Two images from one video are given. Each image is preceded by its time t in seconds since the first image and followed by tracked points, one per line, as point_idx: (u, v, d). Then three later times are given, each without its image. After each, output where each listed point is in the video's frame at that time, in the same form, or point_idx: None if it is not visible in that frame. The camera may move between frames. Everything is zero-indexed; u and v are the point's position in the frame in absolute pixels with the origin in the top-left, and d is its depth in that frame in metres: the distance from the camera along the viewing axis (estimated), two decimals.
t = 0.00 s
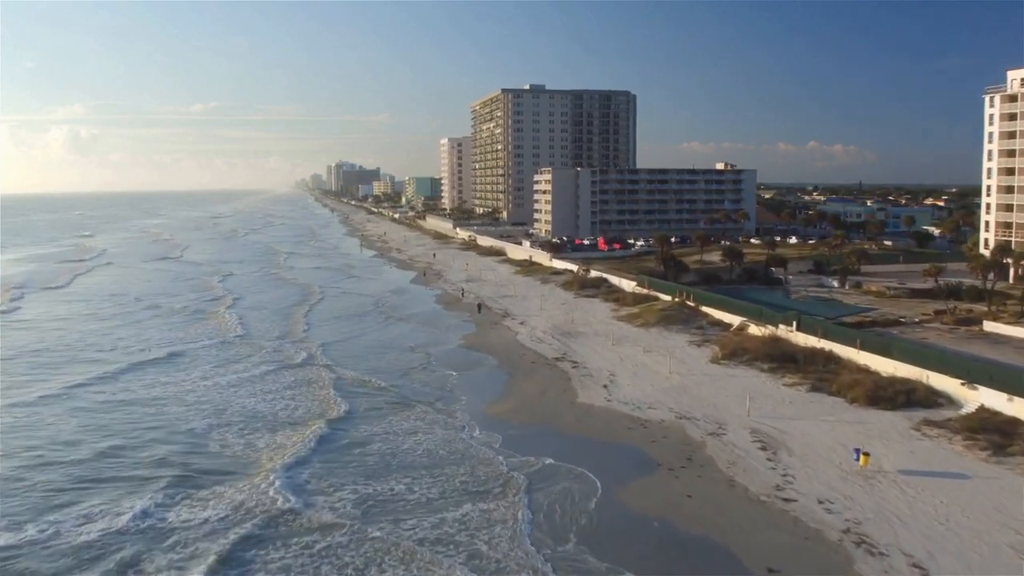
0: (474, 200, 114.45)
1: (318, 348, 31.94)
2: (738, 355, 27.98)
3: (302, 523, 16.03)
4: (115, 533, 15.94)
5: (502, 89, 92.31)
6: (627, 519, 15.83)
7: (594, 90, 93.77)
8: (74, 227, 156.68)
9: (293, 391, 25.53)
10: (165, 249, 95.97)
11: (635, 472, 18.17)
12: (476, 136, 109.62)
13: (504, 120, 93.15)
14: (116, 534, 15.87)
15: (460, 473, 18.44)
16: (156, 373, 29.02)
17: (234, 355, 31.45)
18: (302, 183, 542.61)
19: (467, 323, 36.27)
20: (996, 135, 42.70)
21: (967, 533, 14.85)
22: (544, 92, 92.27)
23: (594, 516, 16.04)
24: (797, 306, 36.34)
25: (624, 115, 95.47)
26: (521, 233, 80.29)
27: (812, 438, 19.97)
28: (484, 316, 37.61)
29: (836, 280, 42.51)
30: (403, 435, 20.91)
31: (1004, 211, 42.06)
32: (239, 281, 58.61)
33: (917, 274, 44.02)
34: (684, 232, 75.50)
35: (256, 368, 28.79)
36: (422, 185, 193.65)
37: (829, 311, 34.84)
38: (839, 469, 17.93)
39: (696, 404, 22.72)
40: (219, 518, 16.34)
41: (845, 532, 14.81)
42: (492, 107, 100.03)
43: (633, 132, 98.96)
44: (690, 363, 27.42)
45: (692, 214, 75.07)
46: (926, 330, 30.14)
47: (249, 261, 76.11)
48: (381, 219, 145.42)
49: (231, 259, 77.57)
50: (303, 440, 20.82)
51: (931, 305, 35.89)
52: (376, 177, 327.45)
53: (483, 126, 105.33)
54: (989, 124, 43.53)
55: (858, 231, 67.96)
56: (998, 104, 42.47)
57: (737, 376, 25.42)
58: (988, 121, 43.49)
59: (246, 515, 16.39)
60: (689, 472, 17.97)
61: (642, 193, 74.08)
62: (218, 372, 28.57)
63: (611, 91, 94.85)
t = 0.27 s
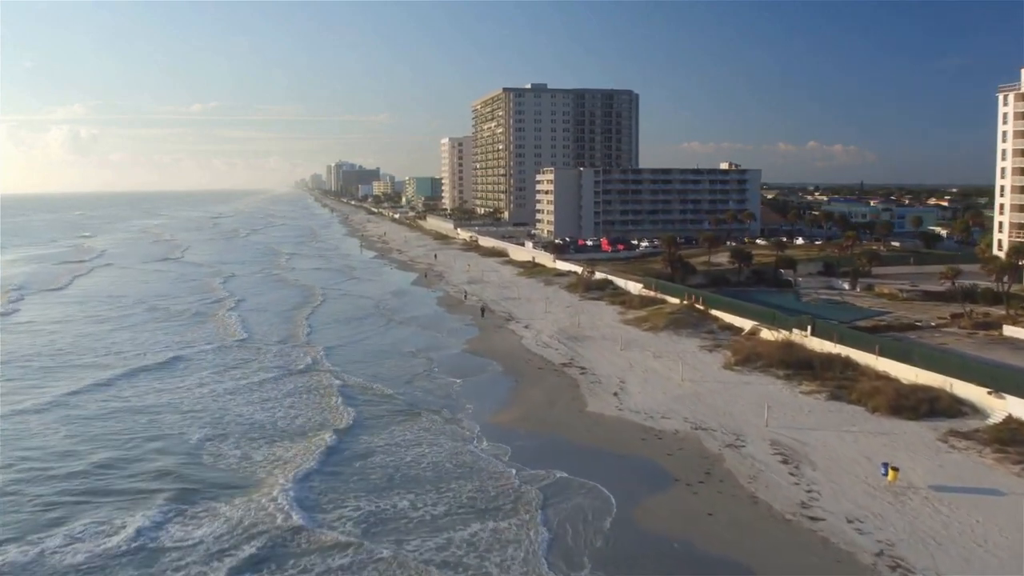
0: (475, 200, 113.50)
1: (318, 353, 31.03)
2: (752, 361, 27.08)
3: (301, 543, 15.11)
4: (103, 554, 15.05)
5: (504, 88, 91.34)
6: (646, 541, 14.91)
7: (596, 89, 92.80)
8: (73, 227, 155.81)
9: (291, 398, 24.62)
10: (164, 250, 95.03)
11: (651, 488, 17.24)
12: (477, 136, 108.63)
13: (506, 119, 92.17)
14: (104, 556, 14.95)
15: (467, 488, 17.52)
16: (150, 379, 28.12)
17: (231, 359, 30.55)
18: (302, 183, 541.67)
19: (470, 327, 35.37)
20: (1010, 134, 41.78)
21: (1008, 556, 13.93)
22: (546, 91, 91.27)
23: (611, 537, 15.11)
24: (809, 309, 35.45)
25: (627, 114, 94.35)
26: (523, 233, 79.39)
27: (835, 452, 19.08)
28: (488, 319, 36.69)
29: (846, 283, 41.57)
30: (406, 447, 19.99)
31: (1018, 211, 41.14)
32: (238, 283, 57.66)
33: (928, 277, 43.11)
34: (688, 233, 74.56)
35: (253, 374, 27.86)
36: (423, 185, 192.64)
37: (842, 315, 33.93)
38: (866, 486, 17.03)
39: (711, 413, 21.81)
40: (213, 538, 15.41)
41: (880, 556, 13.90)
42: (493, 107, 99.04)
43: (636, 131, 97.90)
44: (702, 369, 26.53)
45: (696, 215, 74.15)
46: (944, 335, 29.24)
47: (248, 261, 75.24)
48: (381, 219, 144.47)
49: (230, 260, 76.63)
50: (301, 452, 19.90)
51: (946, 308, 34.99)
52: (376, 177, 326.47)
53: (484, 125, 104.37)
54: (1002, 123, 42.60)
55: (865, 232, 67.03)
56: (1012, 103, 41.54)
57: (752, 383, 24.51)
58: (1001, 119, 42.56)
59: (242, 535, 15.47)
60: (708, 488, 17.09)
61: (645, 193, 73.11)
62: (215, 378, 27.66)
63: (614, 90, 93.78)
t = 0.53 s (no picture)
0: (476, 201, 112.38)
1: (318, 358, 29.96)
2: (769, 369, 25.98)
3: (302, 570, 14.04)
4: None
5: (506, 87, 90.28)
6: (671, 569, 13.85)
7: (599, 88, 91.69)
8: (72, 228, 153.83)
9: (290, 407, 23.55)
10: (164, 250, 93.90)
11: (673, 508, 16.15)
12: (478, 135, 107.57)
13: (508, 118, 91.05)
14: None
15: (478, 507, 16.46)
16: (144, 386, 27.06)
17: (228, 365, 29.48)
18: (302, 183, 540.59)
19: (474, 331, 34.30)
20: None
21: None
22: (548, 90, 90.17)
23: (633, 565, 14.03)
24: (823, 313, 34.37)
25: (630, 114, 93.44)
26: (525, 234, 78.31)
27: (865, 470, 18.01)
28: (493, 323, 35.59)
29: (860, 286, 40.45)
30: (411, 462, 18.91)
31: None
32: (237, 285, 56.58)
33: (943, 279, 42.01)
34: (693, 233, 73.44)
35: (251, 381, 26.79)
36: (425, 185, 191.25)
37: (859, 319, 32.82)
38: (902, 509, 15.97)
39: (731, 426, 20.72)
40: (209, 565, 14.34)
41: None
42: (495, 106, 97.92)
43: (639, 130, 96.85)
44: (718, 377, 25.45)
45: (701, 216, 73.04)
46: (967, 341, 28.16)
47: (247, 262, 74.21)
48: (382, 220, 143.34)
49: (229, 261, 75.51)
50: (300, 468, 18.83)
51: (965, 312, 33.89)
52: (377, 177, 325.29)
53: (486, 125, 103.27)
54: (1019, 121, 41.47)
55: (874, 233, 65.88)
56: None
57: (771, 394, 23.43)
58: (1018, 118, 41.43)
59: (239, 561, 14.41)
60: (733, 508, 16.05)
61: (650, 194, 72.03)
62: (211, 385, 26.60)
63: (617, 89, 92.77)
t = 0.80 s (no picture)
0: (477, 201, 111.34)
1: (318, 364, 28.88)
2: (789, 377, 24.93)
3: None
4: None
5: (507, 86, 89.24)
6: None
7: (602, 87, 90.70)
8: (70, 228, 152.69)
9: (289, 417, 22.48)
10: (162, 251, 92.79)
11: (699, 532, 15.10)
12: (480, 135, 106.50)
13: (510, 118, 90.02)
14: None
15: (490, 528, 15.43)
16: (137, 393, 25.98)
17: (224, 371, 28.40)
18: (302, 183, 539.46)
19: (479, 336, 33.23)
20: None
21: None
22: (550, 89, 89.15)
23: None
24: (839, 318, 33.35)
25: (633, 113, 92.52)
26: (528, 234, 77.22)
27: (900, 488, 16.99)
28: (499, 327, 34.53)
29: (875, 288, 39.37)
30: (417, 478, 17.85)
31: None
32: (236, 287, 55.50)
33: (959, 282, 40.97)
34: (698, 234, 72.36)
35: (248, 389, 25.73)
36: (426, 185, 190.06)
37: (877, 324, 31.77)
38: (943, 531, 14.94)
39: (753, 440, 19.69)
40: None
41: None
42: (496, 105, 96.90)
43: (642, 129, 95.81)
44: (735, 386, 24.40)
45: (707, 216, 71.96)
46: (993, 347, 27.10)
47: (246, 264, 73.16)
48: (382, 220, 142.20)
49: (228, 262, 74.40)
50: (299, 484, 17.75)
51: (986, 316, 32.82)
52: (377, 177, 324.18)
53: (488, 125, 102.23)
54: None
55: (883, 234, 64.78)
56: None
57: (793, 404, 22.39)
58: None
59: None
60: (763, 531, 15.03)
61: (654, 194, 70.96)
62: (207, 393, 25.51)
63: (620, 88, 91.78)
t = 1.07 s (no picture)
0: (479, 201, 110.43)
1: (317, 370, 28.01)
2: (806, 385, 24.01)
3: None
4: None
5: (509, 85, 88.38)
6: None
7: (605, 86, 89.80)
8: (69, 228, 151.81)
9: (288, 426, 21.59)
10: (161, 252, 91.82)
11: (724, 554, 14.17)
12: (481, 134, 105.63)
13: (512, 117, 89.12)
14: None
15: (502, 550, 14.50)
16: (131, 399, 25.12)
17: (222, 376, 27.50)
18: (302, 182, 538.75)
19: (484, 340, 32.31)
20: None
21: None
22: (552, 88, 88.25)
23: None
24: (853, 321, 32.43)
25: (635, 113, 91.66)
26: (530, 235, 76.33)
27: (933, 505, 16.08)
28: (504, 331, 33.61)
29: (888, 291, 38.45)
30: (423, 494, 16.92)
31: None
32: (235, 288, 54.57)
33: (973, 284, 40.05)
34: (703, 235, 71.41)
35: (246, 395, 24.86)
36: (426, 185, 189.16)
37: (893, 328, 30.85)
38: (984, 553, 14.03)
39: (774, 452, 18.78)
40: None
41: None
42: (498, 104, 96.00)
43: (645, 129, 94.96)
44: (751, 394, 23.50)
45: (712, 216, 71.03)
46: (1016, 352, 26.19)
47: (245, 265, 72.30)
48: (382, 220, 141.29)
49: (227, 264, 73.44)
50: (298, 500, 16.82)
51: (1005, 320, 31.90)
52: (377, 177, 323.29)
53: (489, 124, 101.33)
54: None
55: (891, 235, 63.86)
56: None
57: (813, 414, 21.47)
58: None
59: None
60: (792, 553, 14.12)
61: (659, 194, 70.03)
62: (204, 398, 24.63)
63: (623, 88, 90.93)
